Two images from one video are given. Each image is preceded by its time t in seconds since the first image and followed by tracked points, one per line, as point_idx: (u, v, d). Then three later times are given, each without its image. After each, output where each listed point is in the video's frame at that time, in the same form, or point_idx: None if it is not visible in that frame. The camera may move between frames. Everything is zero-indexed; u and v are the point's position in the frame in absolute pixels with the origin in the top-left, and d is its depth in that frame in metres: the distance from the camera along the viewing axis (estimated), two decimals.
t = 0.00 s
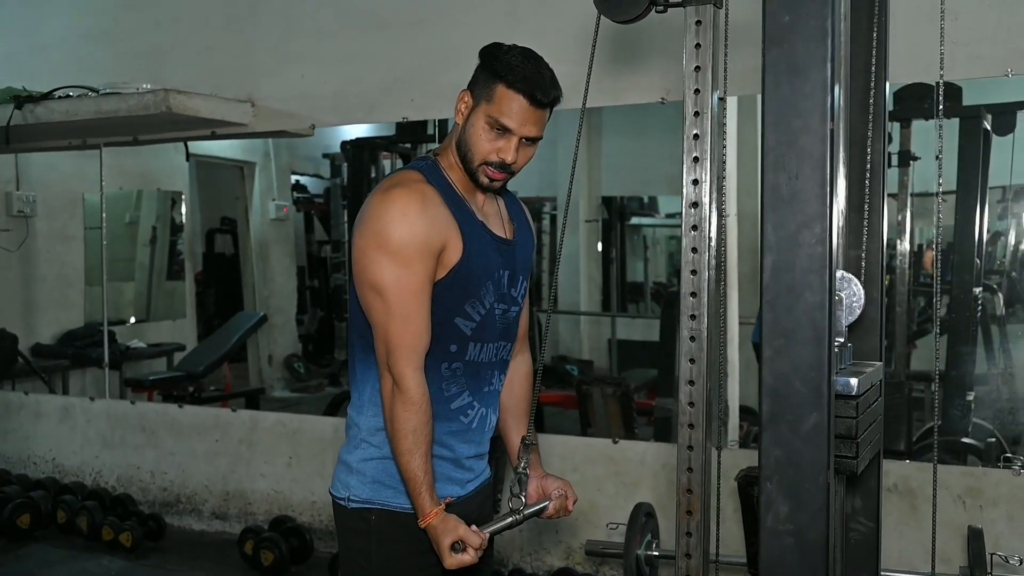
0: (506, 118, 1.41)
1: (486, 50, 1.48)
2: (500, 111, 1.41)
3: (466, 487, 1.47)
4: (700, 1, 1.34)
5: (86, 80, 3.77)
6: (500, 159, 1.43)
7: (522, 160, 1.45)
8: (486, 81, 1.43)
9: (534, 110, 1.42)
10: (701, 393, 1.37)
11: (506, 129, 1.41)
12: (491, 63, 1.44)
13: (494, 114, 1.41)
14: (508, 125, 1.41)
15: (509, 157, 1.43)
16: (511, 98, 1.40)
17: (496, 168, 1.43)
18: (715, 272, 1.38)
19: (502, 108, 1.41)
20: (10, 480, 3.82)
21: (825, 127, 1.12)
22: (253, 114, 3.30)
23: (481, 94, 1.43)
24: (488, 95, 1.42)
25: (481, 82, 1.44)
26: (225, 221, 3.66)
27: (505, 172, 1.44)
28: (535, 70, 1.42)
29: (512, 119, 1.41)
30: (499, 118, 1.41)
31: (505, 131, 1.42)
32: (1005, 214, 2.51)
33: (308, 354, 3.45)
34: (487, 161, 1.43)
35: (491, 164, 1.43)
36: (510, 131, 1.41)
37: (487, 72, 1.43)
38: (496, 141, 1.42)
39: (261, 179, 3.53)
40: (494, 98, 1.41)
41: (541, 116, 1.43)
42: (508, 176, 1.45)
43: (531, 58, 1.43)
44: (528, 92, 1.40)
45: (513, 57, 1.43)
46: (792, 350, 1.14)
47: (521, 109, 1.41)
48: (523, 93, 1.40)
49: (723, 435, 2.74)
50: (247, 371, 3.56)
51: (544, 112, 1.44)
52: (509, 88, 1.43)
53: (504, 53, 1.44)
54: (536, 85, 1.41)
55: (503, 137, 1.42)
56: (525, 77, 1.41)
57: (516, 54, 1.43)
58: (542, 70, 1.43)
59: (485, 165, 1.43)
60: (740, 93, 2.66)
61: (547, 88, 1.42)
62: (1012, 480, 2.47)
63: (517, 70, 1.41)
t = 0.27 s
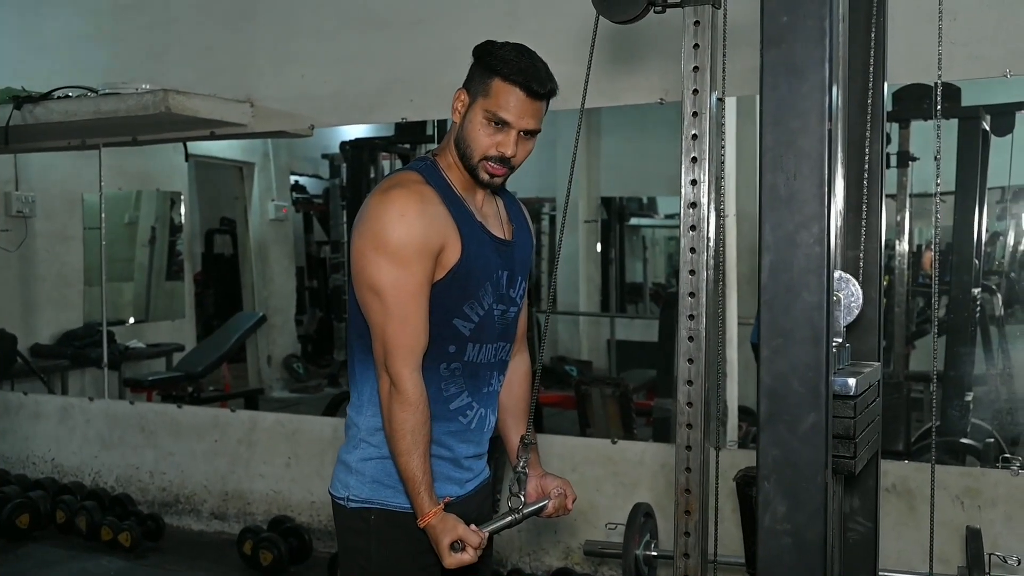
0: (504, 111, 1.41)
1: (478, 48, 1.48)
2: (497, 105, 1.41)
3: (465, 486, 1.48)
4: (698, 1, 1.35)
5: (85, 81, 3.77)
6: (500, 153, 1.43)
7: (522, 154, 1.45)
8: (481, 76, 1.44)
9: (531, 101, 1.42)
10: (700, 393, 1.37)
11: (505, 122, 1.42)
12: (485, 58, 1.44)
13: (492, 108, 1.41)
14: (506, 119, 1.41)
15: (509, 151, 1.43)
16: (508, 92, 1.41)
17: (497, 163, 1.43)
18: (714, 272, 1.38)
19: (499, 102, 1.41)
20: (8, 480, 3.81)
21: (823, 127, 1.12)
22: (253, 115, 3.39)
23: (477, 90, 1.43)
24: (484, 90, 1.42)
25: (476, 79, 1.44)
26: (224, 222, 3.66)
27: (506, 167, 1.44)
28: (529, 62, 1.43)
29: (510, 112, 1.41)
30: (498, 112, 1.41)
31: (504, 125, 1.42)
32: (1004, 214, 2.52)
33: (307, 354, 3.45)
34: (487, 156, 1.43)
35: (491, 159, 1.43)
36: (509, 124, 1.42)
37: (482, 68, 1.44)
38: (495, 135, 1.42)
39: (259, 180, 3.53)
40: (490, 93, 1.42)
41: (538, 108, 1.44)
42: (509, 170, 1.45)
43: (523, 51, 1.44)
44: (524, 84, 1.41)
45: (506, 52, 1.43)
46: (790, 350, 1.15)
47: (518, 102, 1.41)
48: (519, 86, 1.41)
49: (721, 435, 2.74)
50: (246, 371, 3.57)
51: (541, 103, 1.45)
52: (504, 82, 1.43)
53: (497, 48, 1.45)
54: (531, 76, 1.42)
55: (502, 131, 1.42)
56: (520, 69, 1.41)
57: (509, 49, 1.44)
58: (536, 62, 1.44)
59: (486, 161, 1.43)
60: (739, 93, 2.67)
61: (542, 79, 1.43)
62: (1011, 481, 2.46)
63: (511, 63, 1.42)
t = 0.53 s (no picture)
0: (506, 110, 1.41)
1: (476, 48, 1.48)
2: (499, 103, 1.42)
3: (464, 486, 1.48)
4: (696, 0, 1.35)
5: (84, 82, 3.77)
6: (502, 152, 1.43)
7: (524, 152, 1.46)
8: (481, 76, 1.44)
9: (532, 99, 1.43)
10: (698, 392, 1.37)
11: (506, 120, 1.42)
12: (484, 57, 1.45)
13: (493, 107, 1.42)
14: (508, 117, 1.42)
15: (511, 149, 1.43)
16: (508, 90, 1.41)
17: (500, 161, 1.43)
18: (712, 271, 1.38)
19: (500, 101, 1.42)
20: (8, 482, 3.81)
21: (820, 126, 1.13)
22: (252, 115, 3.41)
23: (477, 89, 1.44)
24: (485, 89, 1.43)
25: (476, 78, 1.44)
26: (222, 223, 3.67)
27: (509, 165, 1.44)
28: (529, 59, 1.43)
29: (512, 111, 1.41)
30: (499, 110, 1.42)
31: (506, 123, 1.42)
32: (1003, 214, 2.53)
33: (306, 355, 3.46)
34: (490, 154, 1.43)
35: (494, 158, 1.43)
36: (511, 122, 1.42)
37: (481, 68, 1.44)
38: (497, 135, 1.43)
39: (258, 181, 3.53)
40: (491, 91, 1.42)
41: (539, 105, 1.44)
42: (512, 168, 1.45)
43: (523, 50, 1.44)
44: (525, 81, 1.42)
45: (505, 50, 1.44)
46: (788, 348, 1.15)
47: (519, 100, 1.42)
48: (520, 84, 1.41)
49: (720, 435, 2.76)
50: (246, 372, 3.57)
51: (542, 100, 1.45)
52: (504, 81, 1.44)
53: (495, 47, 1.45)
54: (532, 74, 1.42)
55: (504, 130, 1.43)
56: (520, 68, 1.42)
57: (507, 47, 1.44)
58: (536, 60, 1.44)
59: (488, 160, 1.43)
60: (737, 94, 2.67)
61: (543, 76, 1.44)
62: (1009, 479, 2.47)
63: (511, 61, 1.42)
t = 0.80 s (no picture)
0: (512, 112, 1.42)
1: (481, 49, 1.48)
2: (505, 106, 1.42)
3: (464, 485, 1.48)
4: None
5: (81, 83, 3.77)
6: (508, 154, 1.44)
7: (529, 154, 1.46)
8: (487, 78, 1.44)
9: (538, 101, 1.43)
10: (695, 389, 1.38)
11: (512, 123, 1.42)
12: (490, 59, 1.45)
13: (500, 109, 1.42)
14: (514, 119, 1.42)
15: (517, 152, 1.44)
16: (515, 92, 1.42)
17: (505, 164, 1.44)
18: (709, 269, 1.39)
19: (506, 103, 1.42)
20: (6, 482, 3.81)
21: (817, 124, 1.13)
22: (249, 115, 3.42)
23: (483, 91, 1.44)
24: (491, 91, 1.43)
25: (481, 80, 1.45)
26: (220, 224, 3.69)
27: (514, 167, 1.45)
28: (535, 62, 1.43)
29: (518, 114, 1.42)
30: (505, 113, 1.42)
31: (512, 126, 1.43)
32: (1000, 213, 2.53)
33: (305, 355, 3.46)
34: (495, 157, 1.43)
35: (499, 160, 1.44)
36: (516, 124, 1.42)
37: (487, 69, 1.45)
38: (503, 137, 1.43)
39: (256, 181, 3.55)
40: (497, 94, 1.42)
41: (545, 108, 1.45)
42: (517, 171, 1.46)
43: (530, 53, 1.45)
44: (532, 84, 1.42)
45: (510, 52, 1.44)
46: (784, 346, 1.15)
47: (525, 102, 1.42)
48: (526, 87, 1.42)
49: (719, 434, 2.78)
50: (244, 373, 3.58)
51: (548, 103, 1.46)
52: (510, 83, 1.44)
53: (501, 49, 1.45)
54: (538, 77, 1.42)
55: (510, 133, 1.43)
56: (526, 70, 1.42)
57: (513, 49, 1.44)
58: (542, 63, 1.44)
59: (493, 162, 1.44)
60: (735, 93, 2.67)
61: (549, 80, 1.44)
62: (1006, 477, 2.46)
63: (517, 64, 1.43)
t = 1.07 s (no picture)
0: (517, 113, 1.42)
1: (485, 48, 1.48)
2: (509, 106, 1.42)
3: (466, 484, 1.49)
4: None
5: (79, 82, 3.77)
6: (513, 155, 1.44)
7: (533, 154, 1.47)
8: (491, 77, 1.45)
9: (542, 102, 1.44)
10: (693, 387, 1.38)
11: (517, 123, 1.43)
12: (494, 59, 1.45)
13: (504, 109, 1.43)
14: (519, 120, 1.43)
15: (521, 152, 1.44)
16: (519, 93, 1.42)
17: (510, 164, 1.44)
18: (707, 267, 1.39)
19: (511, 103, 1.42)
20: (5, 481, 3.81)
21: (814, 122, 1.14)
22: (247, 114, 3.38)
23: (487, 91, 1.45)
24: (496, 92, 1.43)
25: (485, 79, 1.45)
26: (219, 222, 3.67)
27: (518, 167, 1.45)
28: (540, 62, 1.44)
29: (523, 114, 1.42)
30: (509, 113, 1.43)
31: (516, 126, 1.43)
32: (998, 212, 2.53)
33: (304, 354, 3.45)
34: (500, 157, 1.44)
35: (504, 161, 1.44)
36: (521, 125, 1.43)
37: (491, 69, 1.45)
38: (507, 137, 1.44)
39: (254, 180, 3.52)
40: (502, 94, 1.43)
41: (549, 108, 1.45)
42: (521, 171, 1.46)
43: (535, 54, 1.45)
44: (536, 84, 1.42)
45: (514, 52, 1.44)
46: (782, 343, 1.16)
47: (530, 103, 1.43)
48: (530, 87, 1.42)
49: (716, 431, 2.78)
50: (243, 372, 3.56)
51: (552, 103, 1.46)
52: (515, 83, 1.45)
53: (504, 48, 1.45)
54: (543, 78, 1.43)
55: (515, 133, 1.44)
56: (530, 70, 1.42)
57: (517, 49, 1.44)
58: (547, 63, 1.45)
59: (498, 162, 1.44)
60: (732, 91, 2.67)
61: (554, 80, 1.44)
62: (1004, 476, 2.50)
63: (522, 64, 1.43)
